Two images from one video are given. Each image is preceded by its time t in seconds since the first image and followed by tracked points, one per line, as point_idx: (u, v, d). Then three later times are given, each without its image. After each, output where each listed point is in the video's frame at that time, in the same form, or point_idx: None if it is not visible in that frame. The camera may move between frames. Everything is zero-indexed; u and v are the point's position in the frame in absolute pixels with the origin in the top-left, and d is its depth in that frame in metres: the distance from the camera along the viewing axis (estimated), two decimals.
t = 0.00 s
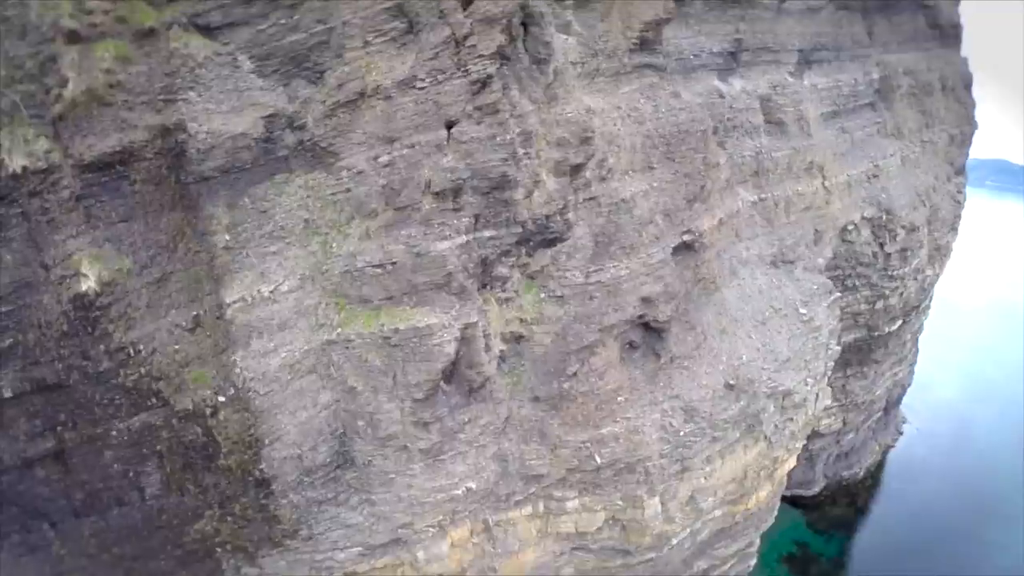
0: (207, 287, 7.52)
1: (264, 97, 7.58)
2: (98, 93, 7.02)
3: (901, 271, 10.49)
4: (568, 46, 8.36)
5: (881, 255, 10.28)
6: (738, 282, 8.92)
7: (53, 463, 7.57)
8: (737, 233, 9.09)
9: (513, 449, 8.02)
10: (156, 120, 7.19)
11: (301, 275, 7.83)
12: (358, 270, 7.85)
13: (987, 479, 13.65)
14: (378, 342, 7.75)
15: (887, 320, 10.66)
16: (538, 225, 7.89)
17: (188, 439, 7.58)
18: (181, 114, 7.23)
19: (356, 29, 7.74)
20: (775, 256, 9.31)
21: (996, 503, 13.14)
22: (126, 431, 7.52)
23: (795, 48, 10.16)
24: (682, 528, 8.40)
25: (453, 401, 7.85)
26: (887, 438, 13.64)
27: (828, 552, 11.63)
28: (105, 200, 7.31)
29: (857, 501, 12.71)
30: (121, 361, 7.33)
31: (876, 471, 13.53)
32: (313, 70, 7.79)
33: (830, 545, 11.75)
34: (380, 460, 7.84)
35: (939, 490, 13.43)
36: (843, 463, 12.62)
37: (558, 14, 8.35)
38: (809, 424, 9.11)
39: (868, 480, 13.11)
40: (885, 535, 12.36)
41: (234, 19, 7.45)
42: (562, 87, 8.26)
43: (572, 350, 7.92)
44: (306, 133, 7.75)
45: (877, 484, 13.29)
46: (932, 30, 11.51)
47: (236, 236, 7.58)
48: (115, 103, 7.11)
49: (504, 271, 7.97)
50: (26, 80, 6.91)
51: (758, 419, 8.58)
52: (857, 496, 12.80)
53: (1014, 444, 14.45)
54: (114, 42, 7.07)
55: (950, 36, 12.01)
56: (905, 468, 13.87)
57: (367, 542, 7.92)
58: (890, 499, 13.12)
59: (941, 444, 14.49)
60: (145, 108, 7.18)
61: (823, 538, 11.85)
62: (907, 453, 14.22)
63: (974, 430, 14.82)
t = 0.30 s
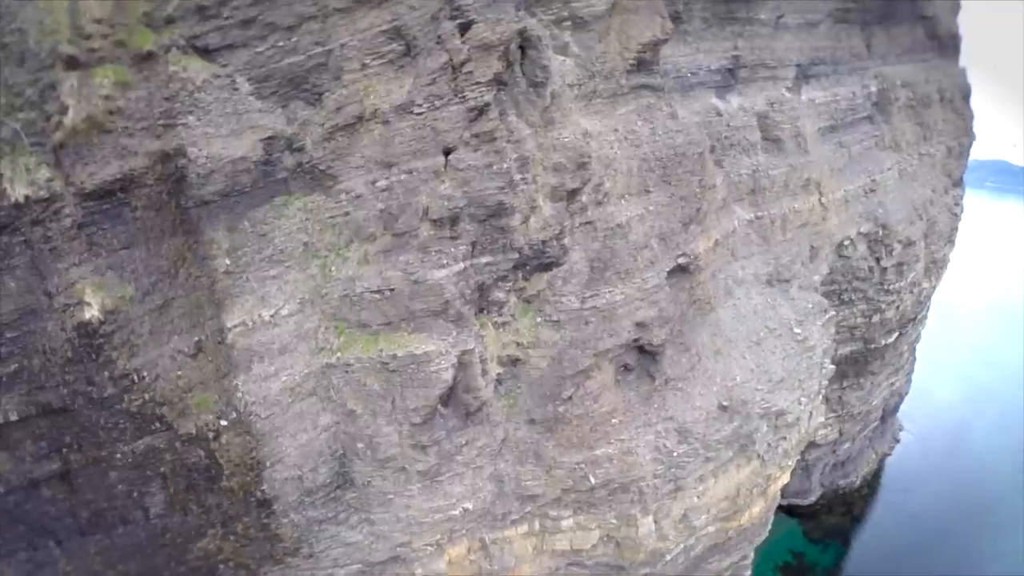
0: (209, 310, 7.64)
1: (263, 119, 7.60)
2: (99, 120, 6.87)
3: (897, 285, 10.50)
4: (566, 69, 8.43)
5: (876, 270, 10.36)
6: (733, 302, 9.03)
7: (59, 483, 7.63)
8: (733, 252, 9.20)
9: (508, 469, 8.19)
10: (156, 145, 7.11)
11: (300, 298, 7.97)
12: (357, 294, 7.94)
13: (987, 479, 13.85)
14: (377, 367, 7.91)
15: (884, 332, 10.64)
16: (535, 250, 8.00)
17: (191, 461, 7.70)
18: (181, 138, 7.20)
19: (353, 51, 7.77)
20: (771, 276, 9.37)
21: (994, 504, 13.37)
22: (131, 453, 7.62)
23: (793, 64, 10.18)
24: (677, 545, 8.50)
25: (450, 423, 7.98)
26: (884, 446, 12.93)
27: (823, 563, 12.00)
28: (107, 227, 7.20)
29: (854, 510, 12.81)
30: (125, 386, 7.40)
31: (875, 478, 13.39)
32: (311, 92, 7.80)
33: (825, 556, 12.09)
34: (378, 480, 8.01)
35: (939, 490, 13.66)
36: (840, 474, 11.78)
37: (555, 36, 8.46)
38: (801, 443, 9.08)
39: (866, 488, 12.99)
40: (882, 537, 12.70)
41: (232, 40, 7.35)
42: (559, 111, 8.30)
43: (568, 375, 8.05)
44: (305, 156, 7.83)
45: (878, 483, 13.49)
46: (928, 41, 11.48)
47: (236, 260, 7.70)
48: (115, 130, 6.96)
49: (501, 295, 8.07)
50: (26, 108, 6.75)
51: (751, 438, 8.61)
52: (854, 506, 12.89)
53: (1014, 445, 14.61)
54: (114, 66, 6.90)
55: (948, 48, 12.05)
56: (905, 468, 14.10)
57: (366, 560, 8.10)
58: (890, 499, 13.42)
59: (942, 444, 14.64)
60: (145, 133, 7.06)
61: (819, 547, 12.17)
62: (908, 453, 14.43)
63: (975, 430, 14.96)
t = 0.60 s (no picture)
0: (210, 334, 7.76)
1: (262, 141, 7.61)
2: (99, 147, 6.90)
3: (894, 298, 10.52)
4: (563, 92, 8.49)
5: (872, 283, 10.40)
6: (727, 320, 9.25)
7: (65, 502, 7.79)
8: (727, 272, 9.40)
9: (503, 488, 8.38)
10: (156, 171, 7.14)
11: (300, 321, 8.09)
12: (357, 318, 8.09)
13: (986, 482, 13.89)
14: (377, 391, 8.09)
15: (878, 344, 10.67)
16: (531, 274, 8.14)
17: (194, 481, 7.83)
18: (181, 163, 7.21)
19: (351, 74, 7.82)
20: (765, 294, 9.58)
21: (993, 505, 13.39)
22: (135, 474, 7.74)
23: (790, 80, 10.22)
24: (668, 561, 8.70)
25: (447, 445, 8.14)
26: (880, 454, 12.88)
27: (818, 571, 12.02)
28: (109, 254, 7.27)
29: (849, 520, 12.81)
30: (129, 411, 7.49)
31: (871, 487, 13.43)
32: (310, 114, 7.82)
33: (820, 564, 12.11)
34: (378, 500, 8.19)
35: (939, 491, 13.74)
36: (833, 483, 11.76)
37: (553, 58, 8.56)
38: (794, 459, 9.36)
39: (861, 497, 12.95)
40: (881, 537, 12.77)
41: (231, 63, 7.32)
42: (556, 135, 8.36)
43: (563, 399, 8.20)
44: (304, 178, 7.89)
45: (877, 487, 13.50)
46: (927, 53, 11.67)
47: (236, 282, 7.77)
48: (116, 156, 7.00)
49: (498, 318, 8.22)
50: (27, 135, 6.81)
51: (743, 457, 8.83)
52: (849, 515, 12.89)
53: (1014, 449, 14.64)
54: (114, 91, 6.93)
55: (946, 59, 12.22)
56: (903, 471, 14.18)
57: None
58: (888, 502, 13.50)
59: (939, 448, 14.72)
60: (145, 160, 7.10)
61: (814, 556, 12.20)
62: (906, 457, 14.52)
63: (973, 434, 15.01)
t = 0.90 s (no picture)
0: (212, 357, 7.90)
1: (262, 163, 7.69)
2: (101, 173, 6.93)
3: (887, 312, 10.63)
4: (559, 114, 8.62)
5: (867, 297, 10.53)
6: (721, 338, 9.44)
7: (72, 519, 8.01)
8: (721, 289, 9.53)
9: (499, 505, 8.58)
10: (157, 197, 7.20)
11: (300, 342, 8.24)
12: (356, 340, 8.27)
13: (983, 483, 14.03)
14: (375, 412, 8.28)
15: (874, 356, 10.75)
16: (526, 297, 8.29)
17: (198, 500, 7.98)
18: (181, 188, 7.30)
19: (350, 97, 7.90)
20: (759, 312, 9.73)
21: (989, 507, 13.52)
22: (141, 493, 7.90)
23: (786, 95, 10.25)
24: None
25: (444, 464, 8.35)
26: (876, 462, 12.95)
27: None
28: (112, 278, 7.27)
29: (844, 527, 12.67)
30: (134, 433, 7.57)
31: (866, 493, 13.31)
32: (309, 135, 7.89)
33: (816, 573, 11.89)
34: (377, 517, 8.37)
35: (936, 490, 13.86)
36: (829, 490, 11.98)
37: (550, 80, 8.68)
38: (786, 474, 9.53)
39: (856, 505, 12.83)
40: (879, 536, 12.88)
41: (230, 85, 7.37)
42: (552, 158, 8.50)
43: (557, 420, 8.37)
44: (303, 200, 8.01)
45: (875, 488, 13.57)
46: (925, 64, 11.83)
47: (238, 305, 7.94)
48: (117, 182, 7.03)
49: (494, 340, 8.39)
50: (30, 161, 6.80)
51: (734, 474, 9.00)
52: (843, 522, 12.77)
53: (1012, 452, 14.76)
54: (114, 117, 6.96)
55: (942, 70, 12.31)
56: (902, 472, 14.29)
57: None
58: (887, 501, 13.60)
59: (938, 450, 14.84)
60: (146, 185, 7.15)
61: (809, 564, 11.95)
62: (904, 458, 14.64)
63: (972, 436, 15.11)
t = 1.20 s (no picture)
0: (214, 378, 8.07)
1: (261, 184, 7.85)
2: (103, 200, 7.04)
3: (881, 325, 10.80)
4: (554, 136, 8.72)
5: (861, 310, 10.65)
6: (715, 355, 9.61)
7: (79, 535, 8.26)
8: (716, 305, 9.71)
9: (496, 521, 8.79)
10: (160, 220, 7.34)
11: (300, 362, 8.43)
12: (355, 360, 8.43)
13: (982, 484, 14.20)
14: (375, 432, 8.45)
15: (867, 367, 10.95)
16: (521, 319, 8.49)
17: (203, 517, 8.15)
18: (183, 211, 7.43)
19: (348, 120, 8.01)
20: (752, 328, 9.89)
21: (987, 509, 13.66)
22: (147, 511, 8.05)
23: (782, 110, 10.37)
24: None
25: (442, 483, 8.54)
26: (872, 469, 13.15)
27: None
28: (116, 302, 7.41)
29: (839, 534, 12.85)
30: (139, 453, 7.72)
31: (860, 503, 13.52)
32: (309, 156, 8.05)
33: None
34: (377, 532, 8.58)
35: (934, 491, 14.06)
36: (824, 497, 12.10)
37: (546, 103, 8.76)
38: (778, 488, 9.73)
39: (851, 513, 12.98)
40: (877, 537, 13.07)
41: (230, 107, 7.50)
42: (547, 181, 8.64)
43: (552, 440, 8.57)
44: (302, 221, 8.19)
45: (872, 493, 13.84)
46: (920, 75, 11.97)
47: (240, 325, 8.10)
48: (119, 208, 7.14)
49: (490, 361, 8.59)
50: (33, 187, 6.90)
51: (726, 489, 9.21)
52: (839, 530, 12.90)
53: (1010, 454, 14.89)
54: (115, 140, 7.06)
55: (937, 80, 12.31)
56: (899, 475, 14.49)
57: None
58: (885, 503, 13.82)
59: (938, 452, 15.05)
60: (148, 210, 7.27)
61: (803, 571, 12.17)
62: (901, 461, 14.84)
63: (972, 439, 15.30)
